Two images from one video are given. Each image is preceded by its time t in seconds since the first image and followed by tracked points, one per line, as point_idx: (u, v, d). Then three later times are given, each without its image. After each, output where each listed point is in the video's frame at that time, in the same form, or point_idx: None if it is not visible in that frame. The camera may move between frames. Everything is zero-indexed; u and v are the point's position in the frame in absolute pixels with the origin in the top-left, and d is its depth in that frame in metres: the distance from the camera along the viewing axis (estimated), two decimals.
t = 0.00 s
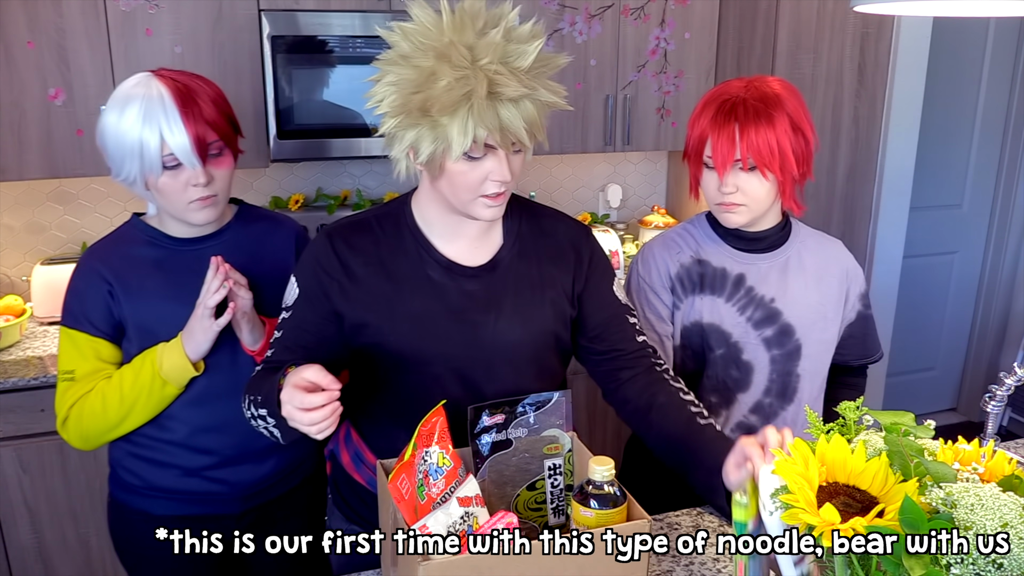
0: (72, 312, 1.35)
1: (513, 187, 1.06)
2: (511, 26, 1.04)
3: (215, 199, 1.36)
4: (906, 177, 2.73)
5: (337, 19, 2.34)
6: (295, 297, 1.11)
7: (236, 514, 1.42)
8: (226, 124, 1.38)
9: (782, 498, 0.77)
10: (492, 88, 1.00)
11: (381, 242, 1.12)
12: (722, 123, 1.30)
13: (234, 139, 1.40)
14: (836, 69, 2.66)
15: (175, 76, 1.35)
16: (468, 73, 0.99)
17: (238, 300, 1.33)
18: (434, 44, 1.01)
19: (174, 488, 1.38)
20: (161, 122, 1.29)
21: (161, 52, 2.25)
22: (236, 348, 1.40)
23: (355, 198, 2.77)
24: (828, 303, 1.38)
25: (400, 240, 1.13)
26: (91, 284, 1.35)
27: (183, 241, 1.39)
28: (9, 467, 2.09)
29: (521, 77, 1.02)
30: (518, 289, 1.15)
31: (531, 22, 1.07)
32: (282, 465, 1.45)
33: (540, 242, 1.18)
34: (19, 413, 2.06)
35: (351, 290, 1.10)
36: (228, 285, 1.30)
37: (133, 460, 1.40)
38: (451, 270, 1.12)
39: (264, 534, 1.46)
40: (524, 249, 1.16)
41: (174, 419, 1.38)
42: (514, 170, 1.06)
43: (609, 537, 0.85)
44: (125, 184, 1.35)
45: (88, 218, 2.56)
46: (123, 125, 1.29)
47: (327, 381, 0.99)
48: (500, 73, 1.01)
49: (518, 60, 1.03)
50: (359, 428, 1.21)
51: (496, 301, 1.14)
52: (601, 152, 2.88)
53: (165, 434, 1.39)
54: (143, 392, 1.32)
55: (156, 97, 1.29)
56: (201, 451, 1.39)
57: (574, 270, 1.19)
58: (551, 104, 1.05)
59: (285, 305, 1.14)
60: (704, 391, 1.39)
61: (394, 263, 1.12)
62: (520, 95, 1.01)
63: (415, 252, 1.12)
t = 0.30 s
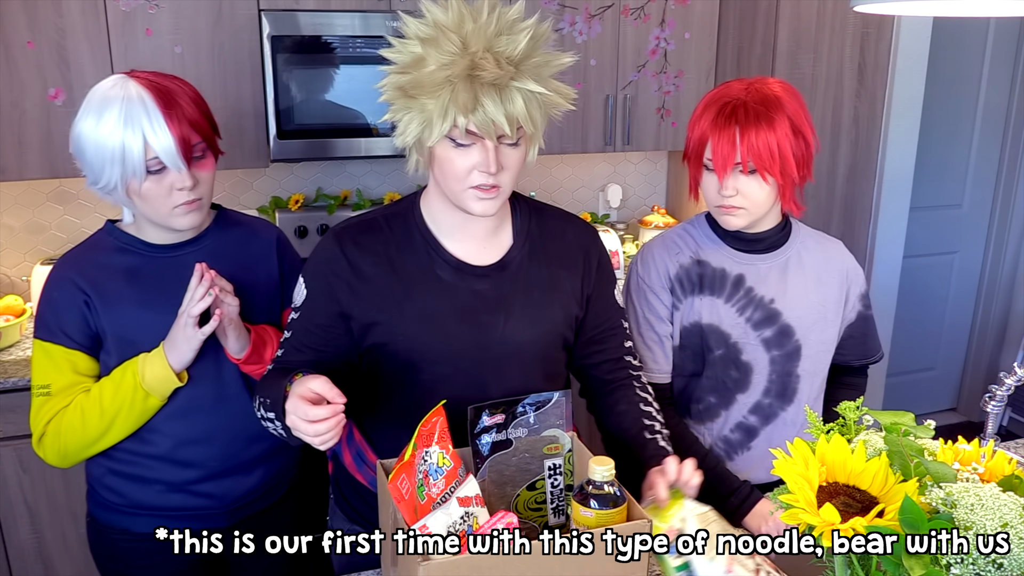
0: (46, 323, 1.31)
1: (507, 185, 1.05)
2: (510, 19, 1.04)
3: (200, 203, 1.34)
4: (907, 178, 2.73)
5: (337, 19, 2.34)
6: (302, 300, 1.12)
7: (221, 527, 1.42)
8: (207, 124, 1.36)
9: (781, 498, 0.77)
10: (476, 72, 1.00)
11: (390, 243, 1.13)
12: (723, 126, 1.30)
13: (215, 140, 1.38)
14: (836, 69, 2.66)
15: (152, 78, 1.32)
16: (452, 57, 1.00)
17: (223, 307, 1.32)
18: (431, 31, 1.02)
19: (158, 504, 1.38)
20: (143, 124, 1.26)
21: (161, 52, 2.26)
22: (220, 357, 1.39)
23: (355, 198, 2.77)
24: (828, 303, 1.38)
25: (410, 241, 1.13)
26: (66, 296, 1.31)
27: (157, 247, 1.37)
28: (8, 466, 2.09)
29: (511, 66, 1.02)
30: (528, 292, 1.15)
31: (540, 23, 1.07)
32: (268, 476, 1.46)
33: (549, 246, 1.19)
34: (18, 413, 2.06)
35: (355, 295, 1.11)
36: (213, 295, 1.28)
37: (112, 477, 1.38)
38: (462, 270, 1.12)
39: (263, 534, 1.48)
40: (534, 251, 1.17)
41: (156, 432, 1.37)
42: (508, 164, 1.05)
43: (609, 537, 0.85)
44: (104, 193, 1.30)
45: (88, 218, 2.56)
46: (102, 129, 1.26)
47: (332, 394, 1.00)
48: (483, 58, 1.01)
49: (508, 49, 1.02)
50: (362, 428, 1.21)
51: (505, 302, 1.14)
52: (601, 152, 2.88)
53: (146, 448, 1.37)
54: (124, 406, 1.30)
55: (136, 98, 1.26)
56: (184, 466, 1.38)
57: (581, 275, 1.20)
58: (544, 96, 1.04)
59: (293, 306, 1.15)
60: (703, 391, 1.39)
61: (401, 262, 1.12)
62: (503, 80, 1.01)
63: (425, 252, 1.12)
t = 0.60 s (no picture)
0: (35, 333, 1.29)
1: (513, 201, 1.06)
2: (527, 44, 1.02)
3: (193, 205, 1.34)
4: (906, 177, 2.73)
5: (337, 19, 2.34)
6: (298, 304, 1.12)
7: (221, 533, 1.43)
8: (198, 125, 1.36)
9: (781, 498, 0.77)
10: (506, 109, 0.98)
11: (384, 241, 1.12)
12: (726, 127, 1.28)
13: (206, 140, 1.37)
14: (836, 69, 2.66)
15: (141, 78, 1.31)
16: (482, 93, 0.97)
17: (223, 311, 1.31)
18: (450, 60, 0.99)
19: (156, 515, 1.39)
20: (135, 125, 1.25)
21: (161, 52, 2.25)
22: (216, 362, 1.39)
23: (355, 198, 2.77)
24: (829, 304, 1.38)
25: (404, 238, 1.13)
26: (60, 305, 1.30)
27: (148, 251, 1.36)
28: (9, 466, 2.09)
29: (536, 102, 1.00)
30: (525, 284, 1.17)
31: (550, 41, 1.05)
32: (267, 481, 1.47)
33: (538, 238, 1.21)
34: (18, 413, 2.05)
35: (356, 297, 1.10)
36: (212, 298, 1.27)
37: (108, 489, 1.38)
38: (456, 267, 1.12)
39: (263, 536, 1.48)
40: (525, 245, 1.18)
41: (151, 440, 1.37)
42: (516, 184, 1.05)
43: (609, 537, 0.85)
44: (95, 196, 1.29)
45: (88, 219, 2.56)
46: (92, 132, 1.24)
47: (353, 408, 0.98)
48: (513, 92, 0.98)
49: (533, 83, 1.00)
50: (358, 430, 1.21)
51: (502, 293, 1.15)
52: (601, 152, 2.88)
53: (143, 457, 1.37)
54: (120, 414, 1.29)
55: (128, 99, 1.25)
56: (180, 474, 1.39)
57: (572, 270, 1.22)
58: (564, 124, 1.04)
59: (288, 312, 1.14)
60: (703, 391, 1.39)
61: (397, 261, 1.12)
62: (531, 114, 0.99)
63: (421, 251, 1.12)
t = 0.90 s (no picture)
0: (36, 340, 1.28)
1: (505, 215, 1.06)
2: (531, 69, 1.03)
3: (193, 208, 1.34)
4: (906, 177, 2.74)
5: (337, 19, 2.34)
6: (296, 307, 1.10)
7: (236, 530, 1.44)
8: (197, 127, 1.35)
9: (781, 498, 0.77)
10: (505, 133, 0.99)
11: (378, 244, 1.12)
12: (728, 130, 1.28)
13: (205, 141, 1.37)
14: (836, 69, 2.67)
15: (138, 79, 1.30)
16: (482, 119, 0.98)
17: (229, 315, 1.32)
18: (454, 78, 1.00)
19: (163, 518, 1.38)
20: (134, 127, 1.25)
21: (161, 52, 2.25)
22: (221, 365, 1.39)
23: (355, 198, 2.77)
24: (830, 304, 1.38)
25: (398, 238, 1.13)
26: (62, 310, 1.29)
27: (149, 254, 1.36)
28: (9, 466, 2.09)
29: (539, 129, 1.01)
30: (519, 282, 1.17)
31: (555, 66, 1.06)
32: (271, 480, 1.48)
33: (529, 238, 1.21)
34: (18, 413, 2.05)
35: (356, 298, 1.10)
36: (219, 301, 1.27)
37: (111, 494, 1.37)
38: (452, 267, 1.12)
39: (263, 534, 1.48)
40: (518, 245, 1.18)
41: (156, 444, 1.36)
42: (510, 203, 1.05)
43: (609, 537, 0.85)
44: (95, 201, 1.29)
45: (88, 218, 2.56)
46: (91, 136, 1.24)
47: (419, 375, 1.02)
48: (512, 118, 0.99)
49: (534, 111, 1.01)
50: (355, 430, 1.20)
51: (498, 293, 1.15)
52: (601, 152, 2.88)
53: (149, 461, 1.37)
54: (126, 418, 1.29)
55: (126, 101, 1.25)
56: (185, 477, 1.38)
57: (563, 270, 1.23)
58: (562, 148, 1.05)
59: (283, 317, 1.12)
60: (704, 391, 1.39)
61: (395, 262, 1.12)
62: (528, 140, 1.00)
63: (416, 252, 1.12)
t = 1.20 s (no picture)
0: (46, 340, 1.27)
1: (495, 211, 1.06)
2: (513, 64, 1.03)
3: (197, 205, 1.34)
4: (906, 176, 2.74)
5: (337, 19, 2.34)
6: (305, 303, 1.09)
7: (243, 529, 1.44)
8: (201, 125, 1.35)
9: (781, 498, 0.77)
10: (489, 127, 0.99)
11: (374, 242, 1.13)
12: (735, 138, 1.26)
13: (210, 139, 1.37)
14: (836, 69, 2.67)
15: (141, 78, 1.30)
16: (464, 113, 0.98)
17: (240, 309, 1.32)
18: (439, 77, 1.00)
19: (173, 517, 1.38)
20: (139, 127, 1.24)
21: (161, 52, 2.25)
22: (229, 365, 1.38)
23: (355, 198, 2.76)
24: (830, 305, 1.38)
25: (391, 236, 1.14)
26: (72, 309, 1.29)
27: (155, 253, 1.36)
28: (9, 466, 2.09)
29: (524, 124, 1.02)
30: (510, 278, 1.17)
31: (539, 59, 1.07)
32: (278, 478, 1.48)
33: (523, 235, 1.22)
34: (18, 413, 2.05)
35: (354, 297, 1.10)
36: (230, 297, 1.28)
37: (121, 494, 1.37)
38: (445, 265, 1.13)
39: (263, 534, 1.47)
40: (512, 243, 1.19)
41: (166, 443, 1.36)
42: (498, 198, 1.06)
43: (609, 537, 0.85)
44: (99, 199, 1.29)
45: (88, 218, 2.56)
46: (95, 136, 1.24)
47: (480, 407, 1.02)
48: (494, 112, 0.99)
49: (515, 103, 1.02)
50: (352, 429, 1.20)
51: (489, 289, 1.16)
52: (601, 152, 2.88)
53: (159, 460, 1.36)
54: (139, 415, 1.29)
55: (130, 100, 1.25)
56: (195, 475, 1.38)
57: (556, 268, 1.23)
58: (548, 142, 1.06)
59: (288, 314, 1.10)
60: (704, 391, 1.39)
61: (389, 260, 1.13)
62: (510, 134, 1.00)
63: (410, 252, 1.13)
